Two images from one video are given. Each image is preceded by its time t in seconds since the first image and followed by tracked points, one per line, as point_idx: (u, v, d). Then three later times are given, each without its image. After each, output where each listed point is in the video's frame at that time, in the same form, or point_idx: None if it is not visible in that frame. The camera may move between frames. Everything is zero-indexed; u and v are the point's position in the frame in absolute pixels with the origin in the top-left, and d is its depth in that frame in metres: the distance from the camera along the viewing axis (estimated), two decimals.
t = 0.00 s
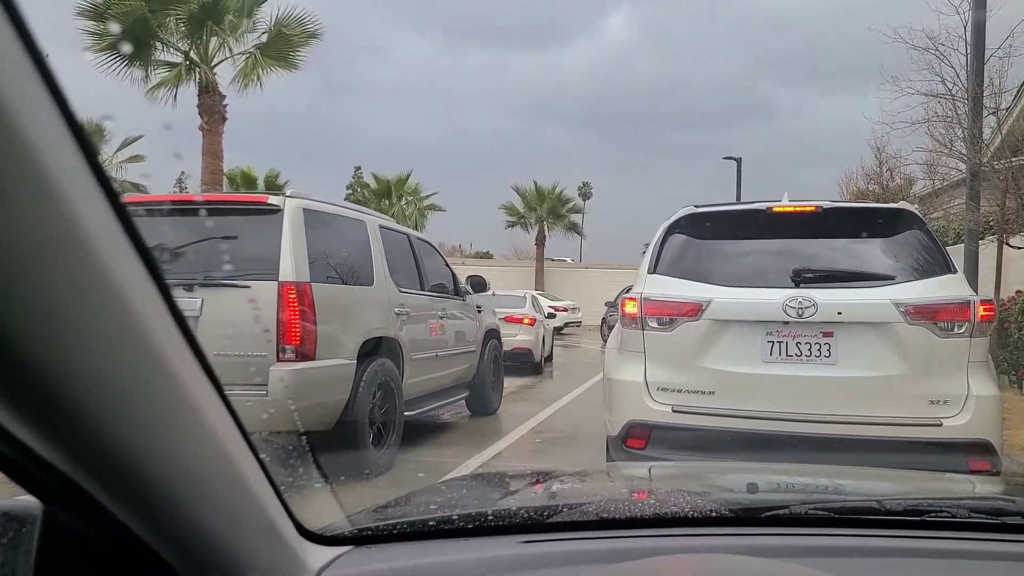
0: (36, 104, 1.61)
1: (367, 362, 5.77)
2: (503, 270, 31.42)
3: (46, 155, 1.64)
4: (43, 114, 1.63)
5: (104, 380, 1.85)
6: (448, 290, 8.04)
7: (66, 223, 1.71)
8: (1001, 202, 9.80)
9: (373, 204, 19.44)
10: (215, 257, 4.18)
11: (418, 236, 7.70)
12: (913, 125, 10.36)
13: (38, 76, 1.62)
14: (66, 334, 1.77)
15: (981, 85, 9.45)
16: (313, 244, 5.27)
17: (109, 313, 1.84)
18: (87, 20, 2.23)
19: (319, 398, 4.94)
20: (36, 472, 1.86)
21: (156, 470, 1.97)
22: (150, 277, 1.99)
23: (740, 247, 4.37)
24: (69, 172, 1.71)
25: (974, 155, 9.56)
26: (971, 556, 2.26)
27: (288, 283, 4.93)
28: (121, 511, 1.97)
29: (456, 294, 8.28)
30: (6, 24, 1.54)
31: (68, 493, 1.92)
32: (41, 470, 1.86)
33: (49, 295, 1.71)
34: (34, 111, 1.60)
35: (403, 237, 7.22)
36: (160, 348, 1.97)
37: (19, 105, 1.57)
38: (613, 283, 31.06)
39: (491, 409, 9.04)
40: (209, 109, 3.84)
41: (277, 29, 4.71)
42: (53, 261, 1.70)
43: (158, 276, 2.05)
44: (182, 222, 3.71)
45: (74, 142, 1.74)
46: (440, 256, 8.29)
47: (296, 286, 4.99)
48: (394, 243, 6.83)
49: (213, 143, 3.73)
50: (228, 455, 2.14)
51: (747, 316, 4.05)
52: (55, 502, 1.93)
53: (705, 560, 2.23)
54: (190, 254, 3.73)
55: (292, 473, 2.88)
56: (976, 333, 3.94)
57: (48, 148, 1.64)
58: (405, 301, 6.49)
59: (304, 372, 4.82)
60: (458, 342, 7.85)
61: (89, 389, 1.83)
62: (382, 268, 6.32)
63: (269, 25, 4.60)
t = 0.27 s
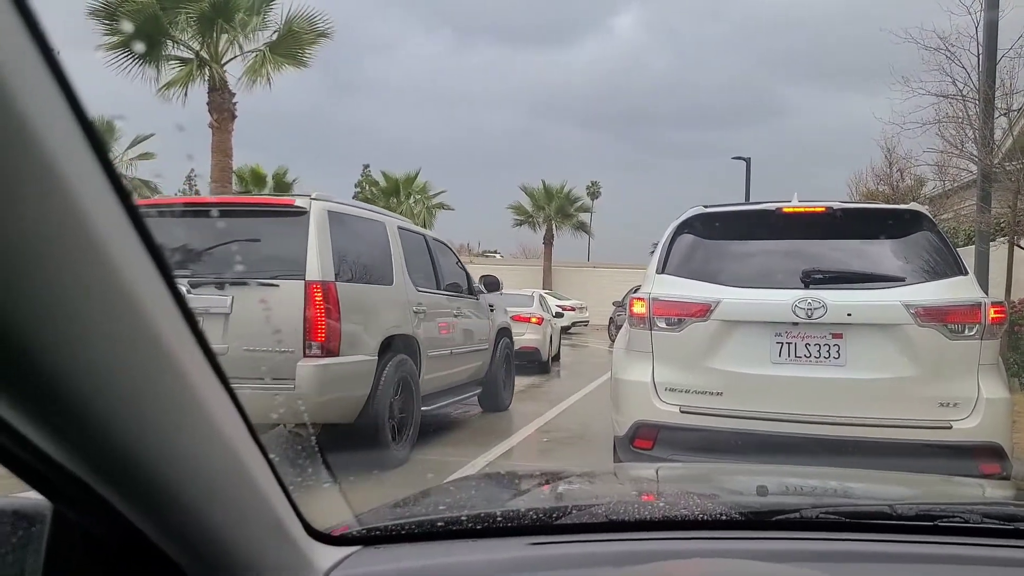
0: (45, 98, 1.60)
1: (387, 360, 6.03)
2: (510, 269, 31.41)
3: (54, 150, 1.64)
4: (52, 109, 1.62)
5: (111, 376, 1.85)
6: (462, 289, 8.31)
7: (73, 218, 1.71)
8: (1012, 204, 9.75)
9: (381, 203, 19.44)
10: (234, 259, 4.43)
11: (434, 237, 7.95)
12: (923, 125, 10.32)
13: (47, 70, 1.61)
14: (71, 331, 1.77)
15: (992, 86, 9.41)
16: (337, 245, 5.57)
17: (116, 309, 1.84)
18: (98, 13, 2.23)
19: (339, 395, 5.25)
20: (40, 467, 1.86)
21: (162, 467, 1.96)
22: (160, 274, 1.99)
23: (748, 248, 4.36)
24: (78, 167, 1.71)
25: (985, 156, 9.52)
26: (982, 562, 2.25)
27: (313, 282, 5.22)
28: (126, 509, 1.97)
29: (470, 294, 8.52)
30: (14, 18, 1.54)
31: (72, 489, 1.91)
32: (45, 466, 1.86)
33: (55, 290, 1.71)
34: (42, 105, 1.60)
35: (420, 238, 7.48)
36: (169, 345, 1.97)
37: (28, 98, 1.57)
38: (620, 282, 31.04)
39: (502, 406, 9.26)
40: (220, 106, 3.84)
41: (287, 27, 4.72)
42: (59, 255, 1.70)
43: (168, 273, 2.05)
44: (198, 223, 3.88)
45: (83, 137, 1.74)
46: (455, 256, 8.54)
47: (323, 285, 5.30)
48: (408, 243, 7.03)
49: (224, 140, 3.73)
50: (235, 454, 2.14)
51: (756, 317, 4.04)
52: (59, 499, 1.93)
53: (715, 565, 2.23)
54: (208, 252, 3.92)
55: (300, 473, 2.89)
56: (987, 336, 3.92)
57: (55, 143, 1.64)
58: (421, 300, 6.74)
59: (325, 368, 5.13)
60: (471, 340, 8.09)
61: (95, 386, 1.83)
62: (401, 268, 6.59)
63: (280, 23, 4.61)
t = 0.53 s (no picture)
0: (57, 103, 1.63)
1: (402, 359, 6.20)
2: (517, 270, 31.43)
3: (65, 153, 1.67)
4: (64, 112, 1.65)
5: (119, 376, 1.88)
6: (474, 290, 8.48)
7: (84, 221, 1.74)
8: (1018, 208, 9.75)
9: (388, 203, 19.47)
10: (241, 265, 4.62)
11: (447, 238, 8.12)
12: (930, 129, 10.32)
13: (59, 75, 1.64)
14: (80, 334, 1.79)
15: (999, 90, 9.41)
16: (353, 247, 5.75)
17: (125, 311, 1.86)
18: (107, 12, 2.25)
19: (353, 394, 5.43)
20: (46, 468, 1.88)
21: (167, 467, 1.99)
22: (168, 277, 2.02)
23: (755, 251, 4.37)
24: (89, 170, 1.74)
25: (990, 161, 9.52)
26: (985, 568, 2.26)
27: (332, 283, 5.40)
28: (132, 509, 2.00)
29: (481, 294, 8.67)
30: (30, 23, 1.57)
31: (78, 489, 1.94)
32: (52, 467, 1.89)
33: (65, 293, 1.74)
34: (54, 110, 1.63)
35: (433, 240, 7.65)
36: (175, 346, 2.00)
37: (42, 103, 1.59)
38: (626, 284, 31.05)
39: (511, 406, 9.42)
40: (227, 106, 3.87)
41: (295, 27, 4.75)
42: (69, 258, 1.72)
43: (175, 275, 2.08)
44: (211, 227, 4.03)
45: (94, 141, 1.77)
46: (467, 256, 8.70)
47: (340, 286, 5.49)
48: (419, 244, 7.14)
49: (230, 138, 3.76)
50: (240, 455, 2.17)
51: (762, 319, 4.05)
52: (66, 500, 1.95)
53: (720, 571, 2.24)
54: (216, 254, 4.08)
55: (308, 475, 2.92)
56: (993, 340, 3.92)
57: (67, 147, 1.67)
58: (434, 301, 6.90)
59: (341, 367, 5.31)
60: (482, 340, 8.24)
61: (103, 387, 1.86)
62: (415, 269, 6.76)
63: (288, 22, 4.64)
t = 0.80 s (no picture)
0: (61, 105, 1.65)
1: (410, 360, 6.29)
2: (518, 270, 31.44)
3: (68, 156, 1.68)
4: (67, 115, 1.67)
5: (120, 378, 1.89)
6: (478, 290, 8.52)
7: (86, 223, 1.75)
8: (1018, 210, 9.75)
9: (389, 203, 19.47)
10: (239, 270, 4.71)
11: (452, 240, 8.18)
12: (930, 131, 10.34)
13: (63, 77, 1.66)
14: (80, 336, 1.80)
15: (999, 92, 9.41)
16: (362, 249, 5.82)
17: (125, 313, 1.87)
18: (108, 11, 2.26)
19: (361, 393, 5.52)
20: (46, 469, 1.89)
21: (167, 468, 2.00)
22: (169, 278, 2.03)
23: (755, 252, 4.38)
24: (91, 172, 1.75)
25: (990, 163, 9.53)
26: (983, 569, 2.27)
27: (341, 284, 5.47)
28: (132, 511, 2.01)
29: (485, 295, 8.71)
30: (34, 26, 1.58)
31: (78, 491, 1.95)
32: (53, 469, 1.89)
33: (66, 294, 1.74)
34: (57, 112, 1.64)
35: (439, 242, 7.72)
36: (176, 348, 2.01)
37: (45, 105, 1.61)
38: (627, 284, 31.06)
39: (514, 405, 9.47)
40: (228, 106, 3.88)
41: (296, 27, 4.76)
42: (71, 261, 1.73)
43: (176, 277, 2.09)
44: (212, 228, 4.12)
45: (96, 143, 1.78)
46: (471, 258, 8.75)
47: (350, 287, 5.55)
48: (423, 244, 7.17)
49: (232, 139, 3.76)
50: (240, 456, 2.18)
51: (762, 321, 4.06)
52: (66, 502, 1.96)
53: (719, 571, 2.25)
54: (217, 255, 4.17)
55: (309, 476, 2.93)
56: (992, 341, 3.93)
57: (70, 149, 1.68)
58: (439, 301, 6.95)
59: (349, 367, 5.39)
60: (486, 339, 8.28)
61: (104, 388, 1.87)
62: (421, 271, 6.83)
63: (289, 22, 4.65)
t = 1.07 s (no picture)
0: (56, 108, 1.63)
1: (411, 360, 6.34)
2: (514, 271, 31.42)
3: (65, 160, 1.66)
4: (63, 118, 1.65)
5: (118, 382, 1.87)
6: (477, 291, 8.53)
7: (83, 228, 1.73)
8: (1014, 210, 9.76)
9: (386, 204, 19.44)
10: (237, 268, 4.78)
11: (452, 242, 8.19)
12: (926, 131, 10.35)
13: (59, 80, 1.64)
14: (77, 341, 1.79)
15: (995, 93, 9.43)
16: (364, 252, 5.85)
17: (123, 318, 1.86)
18: (103, 15, 2.24)
19: (363, 393, 5.56)
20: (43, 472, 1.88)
21: (164, 472, 1.99)
22: (167, 282, 2.02)
23: (752, 252, 4.37)
24: (88, 176, 1.73)
25: (986, 163, 9.54)
26: (982, 569, 2.27)
27: (345, 286, 5.52)
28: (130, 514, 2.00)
29: (483, 295, 8.71)
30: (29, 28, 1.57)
31: (76, 493, 1.94)
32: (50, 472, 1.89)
33: (63, 299, 1.73)
34: (53, 116, 1.62)
35: (439, 243, 7.74)
36: (175, 353, 1.99)
37: (42, 108, 1.59)
38: (624, 285, 31.07)
39: (513, 405, 9.48)
40: (224, 107, 3.88)
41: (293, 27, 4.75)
42: (68, 265, 1.72)
43: (174, 281, 2.08)
44: (204, 228, 4.19)
45: (93, 146, 1.76)
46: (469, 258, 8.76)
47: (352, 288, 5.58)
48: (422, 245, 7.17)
49: (228, 141, 3.76)
50: (238, 461, 2.17)
51: (759, 321, 4.06)
52: (63, 504, 1.96)
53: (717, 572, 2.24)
54: (210, 256, 4.25)
55: (306, 477, 2.92)
56: (989, 341, 3.93)
57: (67, 153, 1.67)
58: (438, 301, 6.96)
59: (351, 367, 5.43)
60: (484, 339, 8.29)
61: (102, 392, 1.86)
62: (422, 272, 6.86)
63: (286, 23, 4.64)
